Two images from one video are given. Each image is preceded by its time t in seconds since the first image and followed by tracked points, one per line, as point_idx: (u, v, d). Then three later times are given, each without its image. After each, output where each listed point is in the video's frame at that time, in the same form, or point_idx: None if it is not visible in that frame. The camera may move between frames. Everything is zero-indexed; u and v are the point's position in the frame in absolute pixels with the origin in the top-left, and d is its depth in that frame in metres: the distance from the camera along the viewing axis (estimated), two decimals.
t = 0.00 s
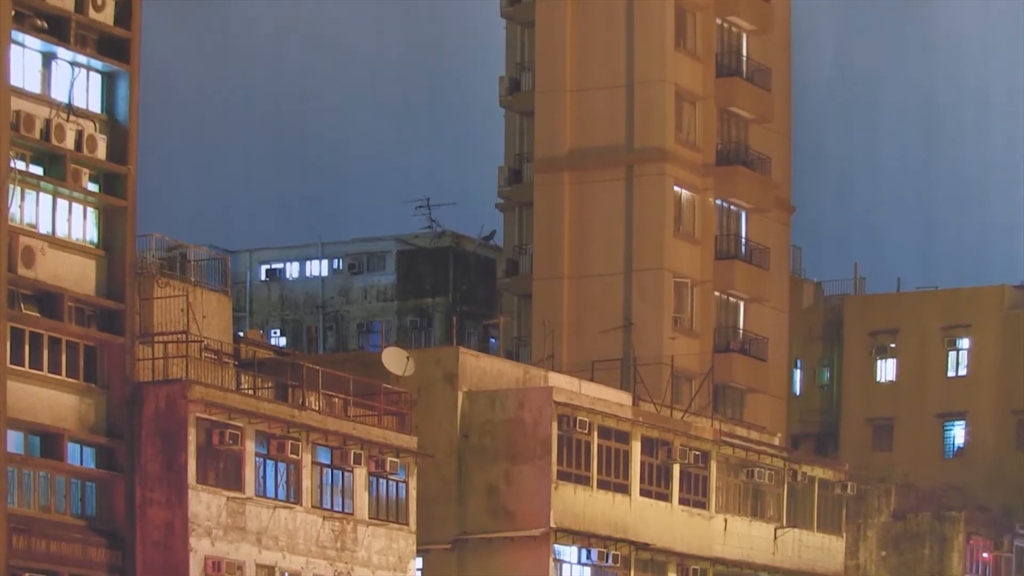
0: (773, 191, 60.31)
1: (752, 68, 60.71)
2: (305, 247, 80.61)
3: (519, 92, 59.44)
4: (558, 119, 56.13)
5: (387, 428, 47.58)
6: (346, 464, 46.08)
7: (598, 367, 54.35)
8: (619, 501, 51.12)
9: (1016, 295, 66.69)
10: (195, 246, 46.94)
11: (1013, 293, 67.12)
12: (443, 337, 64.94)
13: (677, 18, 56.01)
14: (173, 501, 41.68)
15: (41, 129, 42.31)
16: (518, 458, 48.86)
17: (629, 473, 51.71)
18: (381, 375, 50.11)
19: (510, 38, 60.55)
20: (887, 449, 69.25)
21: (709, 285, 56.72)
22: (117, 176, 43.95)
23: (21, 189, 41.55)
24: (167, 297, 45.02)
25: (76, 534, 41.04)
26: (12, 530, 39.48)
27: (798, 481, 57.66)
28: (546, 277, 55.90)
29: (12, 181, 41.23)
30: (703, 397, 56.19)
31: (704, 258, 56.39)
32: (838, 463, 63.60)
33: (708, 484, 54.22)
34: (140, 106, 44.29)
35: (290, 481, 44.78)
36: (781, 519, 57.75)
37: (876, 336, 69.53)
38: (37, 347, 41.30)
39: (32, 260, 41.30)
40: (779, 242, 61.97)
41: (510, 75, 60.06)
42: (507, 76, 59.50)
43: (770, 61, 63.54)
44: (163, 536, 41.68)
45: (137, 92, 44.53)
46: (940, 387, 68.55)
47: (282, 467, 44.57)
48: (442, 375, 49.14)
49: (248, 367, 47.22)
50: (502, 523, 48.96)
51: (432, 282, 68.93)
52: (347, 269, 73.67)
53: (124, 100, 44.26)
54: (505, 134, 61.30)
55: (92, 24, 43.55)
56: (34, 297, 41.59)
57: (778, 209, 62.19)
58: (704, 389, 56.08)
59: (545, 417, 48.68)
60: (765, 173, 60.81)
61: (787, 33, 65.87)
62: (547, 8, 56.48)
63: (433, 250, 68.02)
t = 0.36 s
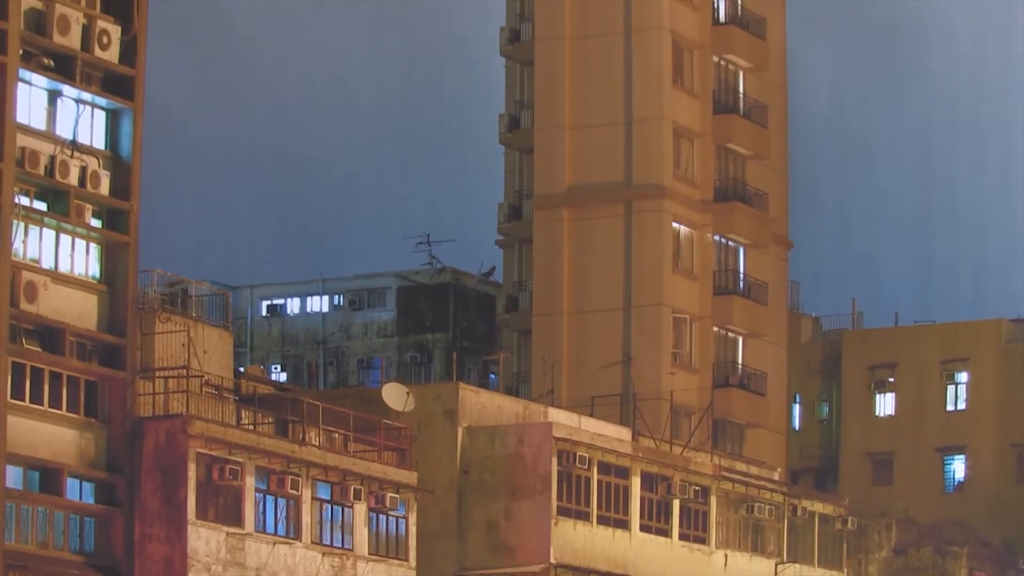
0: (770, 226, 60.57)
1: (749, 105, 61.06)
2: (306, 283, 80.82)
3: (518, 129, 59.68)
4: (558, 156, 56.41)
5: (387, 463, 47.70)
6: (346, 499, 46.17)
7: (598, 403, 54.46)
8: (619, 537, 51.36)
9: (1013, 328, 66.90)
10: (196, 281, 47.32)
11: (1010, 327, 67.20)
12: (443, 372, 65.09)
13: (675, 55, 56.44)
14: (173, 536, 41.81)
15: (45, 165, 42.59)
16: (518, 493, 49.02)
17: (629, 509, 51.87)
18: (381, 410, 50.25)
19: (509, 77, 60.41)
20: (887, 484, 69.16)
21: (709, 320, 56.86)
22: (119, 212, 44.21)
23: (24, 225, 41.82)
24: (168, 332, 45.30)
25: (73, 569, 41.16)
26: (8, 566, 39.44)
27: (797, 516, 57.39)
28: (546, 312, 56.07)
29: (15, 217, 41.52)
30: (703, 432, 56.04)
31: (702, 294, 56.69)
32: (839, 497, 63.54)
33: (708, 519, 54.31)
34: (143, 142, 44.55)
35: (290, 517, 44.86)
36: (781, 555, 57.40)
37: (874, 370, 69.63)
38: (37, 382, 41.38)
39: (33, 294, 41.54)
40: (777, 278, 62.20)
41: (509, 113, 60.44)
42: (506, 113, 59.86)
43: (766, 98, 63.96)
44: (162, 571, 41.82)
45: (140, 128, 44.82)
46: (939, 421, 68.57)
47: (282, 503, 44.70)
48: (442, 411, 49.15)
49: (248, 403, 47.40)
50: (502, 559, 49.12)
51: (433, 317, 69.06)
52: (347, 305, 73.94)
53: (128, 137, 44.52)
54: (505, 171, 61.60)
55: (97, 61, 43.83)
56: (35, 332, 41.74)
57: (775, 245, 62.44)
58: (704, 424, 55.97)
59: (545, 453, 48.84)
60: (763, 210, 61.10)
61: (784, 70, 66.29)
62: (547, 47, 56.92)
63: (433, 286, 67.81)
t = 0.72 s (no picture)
0: (768, 260, 60.71)
1: (747, 140, 61.33)
2: (306, 316, 80.97)
3: (518, 165, 59.84)
4: (557, 191, 56.66)
5: (387, 497, 47.76)
6: (346, 533, 46.23)
7: (597, 437, 54.54)
8: (620, 571, 51.30)
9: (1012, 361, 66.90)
10: (198, 315, 47.62)
11: (1008, 360, 67.10)
12: (443, 407, 65.17)
13: (673, 91, 56.75)
14: (172, 571, 41.81)
15: (48, 199, 42.84)
16: (518, 527, 49.07)
17: (629, 543, 51.83)
18: (381, 444, 50.31)
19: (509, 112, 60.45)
20: (887, 517, 69.13)
21: (708, 354, 56.96)
22: (121, 247, 44.41)
23: (27, 258, 42.06)
24: (169, 365, 45.53)
25: None
26: None
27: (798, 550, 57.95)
28: (545, 347, 56.20)
29: (17, 251, 41.75)
30: (702, 466, 56.32)
31: (701, 328, 56.78)
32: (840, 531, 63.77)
33: (708, 553, 54.20)
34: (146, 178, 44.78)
35: (290, 551, 44.96)
36: None
37: (873, 404, 69.79)
38: (37, 415, 41.50)
39: (35, 328, 41.69)
40: (775, 311, 62.38)
41: (509, 148, 60.75)
42: (506, 148, 60.14)
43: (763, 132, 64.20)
44: None
45: (143, 164, 45.05)
46: (939, 454, 68.47)
47: (282, 537, 44.77)
48: (442, 445, 49.26)
49: (249, 437, 47.48)
50: None
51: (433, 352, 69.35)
52: (348, 339, 74.04)
53: (130, 172, 44.76)
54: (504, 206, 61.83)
55: (101, 97, 44.02)
56: (36, 365, 41.88)
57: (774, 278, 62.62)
58: (702, 459, 56.19)
59: (545, 487, 48.80)
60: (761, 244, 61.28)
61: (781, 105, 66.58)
62: (546, 83, 57.28)
63: (433, 321, 67.82)
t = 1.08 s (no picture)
0: (767, 287, 60.83)
1: (746, 167, 61.58)
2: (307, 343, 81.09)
3: (518, 193, 59.96)
4: (557, 219, 56.84)
5: (387, 524, 47.71)
6: (346, 560, 46.20)
7: (597, 464, 54.57)
8: None
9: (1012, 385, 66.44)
10: (199, 342, 47.64)
11: (1008, 385, 66.91)
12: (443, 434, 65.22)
13: (671, 119, 56.97)
14: None
15: (51, 226, 42.99)
16: (518, 554, 48.97)
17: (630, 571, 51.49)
18: (381, 471, 50.36)
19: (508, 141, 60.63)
20: (888, 544, 69.26)
21: (708, 381, 56.98)
22: (123, 273, 44.57)
23: (29, 285, 42.12)
24: (170, 393, 45.50)
25: None
26: None
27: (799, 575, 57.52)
28: (545, 374, 56.25)
29: (20, 277, 41.86)
30: (702, 493, 56.26)
31: (700, 355, 56.84)
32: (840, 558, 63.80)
33: None
34: (148, 206, 44.99)
35: None
36: None
37: (872, 430, 69.82)
38: (38, 442, 41.58)
39: (37, 354, 41.77)
40: (774, 338, 62.51)
41: (509, 176, 60.97)
42: (506, 177, 60.37)
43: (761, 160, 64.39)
44: None
45: (145, 192, 45.28)
46: (939, 480, 68.40)
47: (282, 564, 44.68)
48: (442, 472, 49.24)
49: (249, 464, 47.52)
50: None
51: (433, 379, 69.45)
52: (348, 366, 74.16)
53: (132, 200, 45.00)
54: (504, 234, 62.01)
55: (105, 125, 44.29)
56: (37, 392, 41.97)
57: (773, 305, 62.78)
58: (703, 485, 56.15)
59: (545, 514, 48.88)
60: (760, 270, 61.44)
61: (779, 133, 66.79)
62: (547, 111, 57.49)
63: (434, 349, 68.00)
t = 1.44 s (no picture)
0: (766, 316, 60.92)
1: (744, 197, 61.84)
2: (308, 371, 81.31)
3: (518, 223, 60.16)
4: (557, 248, 56.99)
5: (387, 554, 47.69)
6: None
7: (597, 493, 54.60)
8: None
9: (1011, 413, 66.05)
10: (200, 370, 47.80)
11: (1008, 412, 66.52)
12: (444, 463, 65.29)
13: (670, 149, 57.19)
14: None
15: (54, 254, 43.14)
16: None
17: None
18: (381, 499, 50.37)
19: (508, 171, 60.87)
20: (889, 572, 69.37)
21: (708, 410, 57.01)
22: (125, 301, 44.74)
23: (31, 312, 42.17)
24: (171, 421, 45.55)
25: None
26: None
27: None
28: (546, 403, 56.29)
29: (23, 305, 41.92)
30: (703, 521, 56.24)
31: (700, 384, 56.92)
32: None
33: None
34: (151, 235, 45.23)
35: None
36: None
37: (873, 458, 69.85)
38: (38, 470, 41.60)
39: (38, 382, 41.70)
40: (774, 366, 62.63)
41: (509, 206, 61.20)
42: (505, 207, 60.59)
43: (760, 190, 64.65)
44: None
45: (148, 221, 45.52)
46: (941, 508, 68.24)
47: None
48: (443, 501, 49.27)
49: (250, 492, 47.65)
50: None
51: (433, 408, 69.54)
52: (349, 395, 74.33)
53: (135, 228, 45.25)
54: (504, 263, 62.19)
55: (109, 155, 44.48)
56: (38, 420, 41.96)
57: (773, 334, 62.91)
58: (703, 513, 56.17)
59: (546, 543, 48.79)
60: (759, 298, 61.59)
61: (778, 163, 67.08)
62: (547, 141, 57.71)
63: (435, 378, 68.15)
